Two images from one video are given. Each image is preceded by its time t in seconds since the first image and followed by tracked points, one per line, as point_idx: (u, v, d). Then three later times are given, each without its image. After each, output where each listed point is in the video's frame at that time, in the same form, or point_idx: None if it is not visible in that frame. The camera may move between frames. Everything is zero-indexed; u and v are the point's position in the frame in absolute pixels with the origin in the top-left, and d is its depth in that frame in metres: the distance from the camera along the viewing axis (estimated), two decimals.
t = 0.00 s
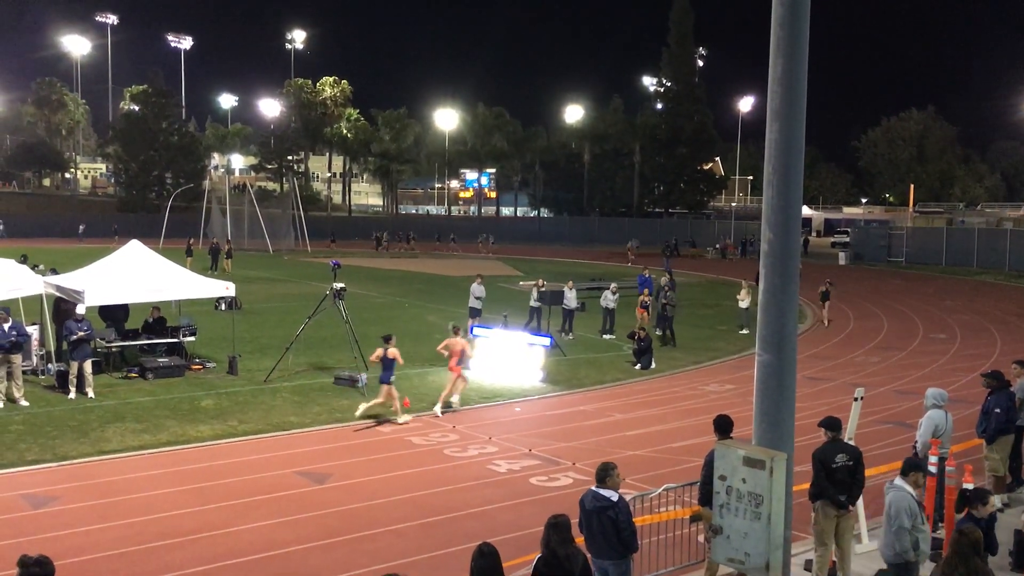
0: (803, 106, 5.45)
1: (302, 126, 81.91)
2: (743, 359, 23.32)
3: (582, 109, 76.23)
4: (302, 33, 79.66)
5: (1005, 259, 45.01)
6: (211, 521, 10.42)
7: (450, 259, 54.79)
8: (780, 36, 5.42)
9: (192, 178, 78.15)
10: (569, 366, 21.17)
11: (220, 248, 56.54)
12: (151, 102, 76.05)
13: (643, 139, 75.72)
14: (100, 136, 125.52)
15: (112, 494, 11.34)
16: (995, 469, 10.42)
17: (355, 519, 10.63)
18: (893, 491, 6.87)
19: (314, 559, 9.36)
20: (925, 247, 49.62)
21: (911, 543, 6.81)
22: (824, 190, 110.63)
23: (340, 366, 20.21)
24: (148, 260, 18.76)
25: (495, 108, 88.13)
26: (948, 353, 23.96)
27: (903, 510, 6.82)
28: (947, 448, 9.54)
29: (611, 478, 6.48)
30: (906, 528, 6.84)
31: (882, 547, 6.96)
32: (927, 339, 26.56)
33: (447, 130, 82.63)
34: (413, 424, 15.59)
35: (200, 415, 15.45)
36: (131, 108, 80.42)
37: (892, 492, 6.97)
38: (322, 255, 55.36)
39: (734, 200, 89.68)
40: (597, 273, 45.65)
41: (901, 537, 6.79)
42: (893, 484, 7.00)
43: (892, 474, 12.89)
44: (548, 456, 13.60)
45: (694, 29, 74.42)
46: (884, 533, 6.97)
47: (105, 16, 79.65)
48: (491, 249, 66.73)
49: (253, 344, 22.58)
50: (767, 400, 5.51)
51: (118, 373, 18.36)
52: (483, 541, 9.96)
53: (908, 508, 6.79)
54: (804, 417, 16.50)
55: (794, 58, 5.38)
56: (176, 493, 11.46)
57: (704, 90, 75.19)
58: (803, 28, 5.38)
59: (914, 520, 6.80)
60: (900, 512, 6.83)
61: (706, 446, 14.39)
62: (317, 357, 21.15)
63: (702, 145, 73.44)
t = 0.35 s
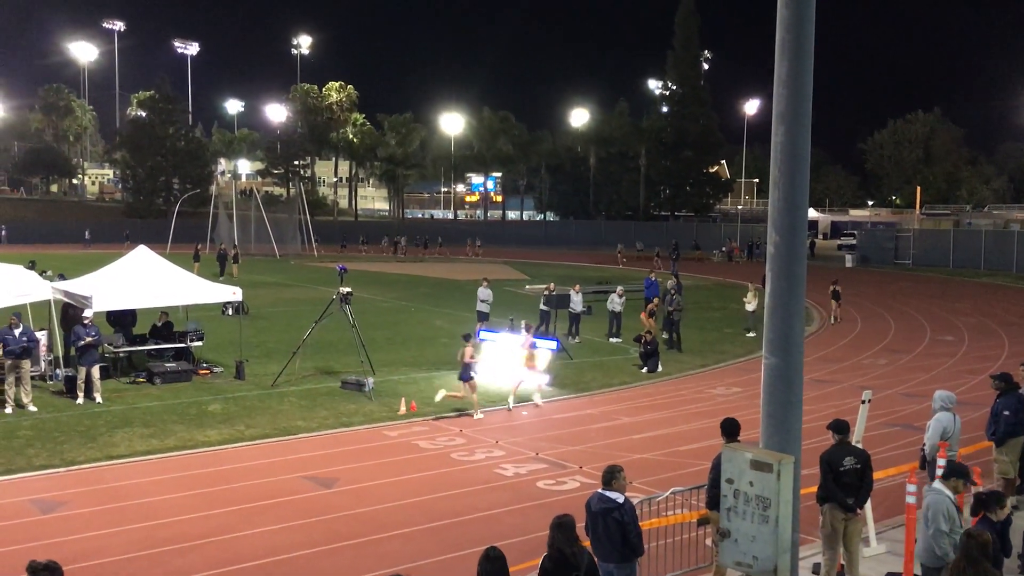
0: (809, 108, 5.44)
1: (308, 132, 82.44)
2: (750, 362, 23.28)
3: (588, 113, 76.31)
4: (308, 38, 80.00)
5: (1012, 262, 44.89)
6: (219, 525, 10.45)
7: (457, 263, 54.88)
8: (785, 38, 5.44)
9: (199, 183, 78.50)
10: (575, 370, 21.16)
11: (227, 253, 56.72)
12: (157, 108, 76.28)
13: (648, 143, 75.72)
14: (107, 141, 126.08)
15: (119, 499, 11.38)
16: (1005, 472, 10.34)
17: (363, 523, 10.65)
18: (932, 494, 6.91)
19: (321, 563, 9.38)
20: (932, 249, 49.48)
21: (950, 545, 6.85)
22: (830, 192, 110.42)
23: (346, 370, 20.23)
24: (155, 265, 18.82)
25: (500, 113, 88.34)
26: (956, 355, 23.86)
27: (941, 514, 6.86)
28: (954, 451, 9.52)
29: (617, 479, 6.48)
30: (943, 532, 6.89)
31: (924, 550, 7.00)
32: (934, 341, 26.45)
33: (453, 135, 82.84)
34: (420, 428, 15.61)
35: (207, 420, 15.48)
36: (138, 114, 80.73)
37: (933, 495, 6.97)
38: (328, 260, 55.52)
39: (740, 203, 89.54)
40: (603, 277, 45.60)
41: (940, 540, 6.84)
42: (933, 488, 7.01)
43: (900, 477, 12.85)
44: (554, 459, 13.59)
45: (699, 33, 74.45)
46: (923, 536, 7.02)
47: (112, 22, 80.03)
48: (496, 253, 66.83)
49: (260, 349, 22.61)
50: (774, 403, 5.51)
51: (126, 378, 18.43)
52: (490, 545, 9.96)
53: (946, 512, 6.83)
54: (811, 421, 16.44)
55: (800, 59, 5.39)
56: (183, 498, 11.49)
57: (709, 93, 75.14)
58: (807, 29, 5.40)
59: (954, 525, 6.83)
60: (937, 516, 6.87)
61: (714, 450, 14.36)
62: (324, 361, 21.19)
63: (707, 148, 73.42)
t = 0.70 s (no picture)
0: (816, 114, 5.44)
1: (316, 140, 82.80)
2: (759, 367, 23.21)
3: (595, 119, 76.32)
4: (316, 48, 80.38)
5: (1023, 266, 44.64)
6: (230, 533, 10.47)
7: (465, 271, 54.92)
8: (792, 43, 5.43)
9: (208, 193, 78.90)
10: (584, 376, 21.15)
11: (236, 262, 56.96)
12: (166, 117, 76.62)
13: (656, 149, 75.78)
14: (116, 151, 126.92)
15: (131, 508, 11.42)
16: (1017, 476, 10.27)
17: (373, 531, 10.64)
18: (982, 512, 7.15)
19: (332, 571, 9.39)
20: (941, 253, 49.27)
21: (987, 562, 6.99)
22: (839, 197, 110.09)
23: (356, 378, 20.27)
24: (166, 274, 18.90)
25: (508, 119, 88.53)
26: (967, 360, 23.76)
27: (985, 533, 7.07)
28: (966, 456, 9.47)
29: (625, 486, 6.49)
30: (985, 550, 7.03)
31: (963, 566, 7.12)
32: (945, 345, 26.32)
33: (461, 142, 82.98)
34: (430, 435, 15.63)
35: (217, 429, 15.53)
36: (147, 124, 81.20)
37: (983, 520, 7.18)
38: (337, 268, 55.69)
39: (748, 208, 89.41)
40: (611, 283, 45.58)
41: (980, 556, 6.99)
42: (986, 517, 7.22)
43: (911, 482, 12.79)
44: (564, 466, 13.58)
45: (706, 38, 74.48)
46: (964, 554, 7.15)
47: (121, 34, 80.61)
48: (505, 260, 66.96)
49: (270, 357, 22.68)
50: (782, 408, 5.50)
51: (137, 387, 18.51)
52: (499, 552, 9.95)
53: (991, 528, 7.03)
54: (821, 426, 16.39)
55: (806, 66, 5.39)
56: (194, 506, 11.52)
57: (717, 99, 75.12)
58: (814, 33, 5.40)
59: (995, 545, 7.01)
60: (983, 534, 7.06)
61: (724, 455, 14.33)
62: (333, 369, 21.24)
63: (715, 153, 73.40)
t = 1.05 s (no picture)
0: (822, 118, 5.43)
1: (321, 145, 83.01)
2: (766, 372, 23.15)
3: (599, 124, 76.38)
4: (320, 53, 80.63)
5: None
6: (235, 539, 10.46)
7: (470, 275, 54.96)
8: (796, 49, 5.43)
9: (213, 198, 79.06)
10: (589, 380, 21.12)
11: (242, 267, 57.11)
12: (171, 123, 76.88)
13: (660, 153, 75.90)
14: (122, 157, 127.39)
15: (137, 514, 11.42)
16: None
17: (379, 537, 10.63)
18: None
19: None
20: (947, 256, 49.13)
21: None
22: (845, 201, 109.91)
23: (361, 383, 20.27)
24: (171, 280, 18.91)
25: (512, 124, 88.81)
26: (973, 363, 23.69)
27: None
28: (974, 460, 9.42)
29: (630, 491, 6.47)
30: None
31: None
32: (952, 349, 26.24)
33: (465, 147, 83.14)
34: (435, 440, 15.63)
35: (223, 434, 15.54)
36: (153, 130, 81.47)
37: None
38: (341, 273, 55.79)
39: (753, 211, 89.35)
40: (616, 287, 45.58)
41: None
42: None
43: (919, 486, 12.74)
44: (570, 471, 13.55)
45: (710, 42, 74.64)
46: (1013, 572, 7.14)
47: (126, 40, 80.96)
48: (509, 265, 66.99)
49: (275, 362, 22.70)
50: (790, 412, 5.48)
51: (142, 393, 18.53)
52: (503, 557, 9.91)
53: None
54: (828, 430, 16.34)
55: (810, 71, 5.39)
56: (200, 512, 11.52)
57: (721, 103, 75.20)
58: (819, 37, 5.40)
59: None
60: None
61: (730, 460, 14.29)
62: (338, 374, 21.24)
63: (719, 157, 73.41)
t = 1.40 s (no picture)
0: (826, 119, 5.43)
1: (325, 148, 83.04)
2: (770, 373, 23.13)
3: (603, 126, 76.30)
4: (324, 56, 80.74)
5: None
6: (240, 542, 10.49)
7: (475, 277, 54.93)
8: (801, 52, 5.44)
9: (218, 202, 79.20)
10: (594, 383, 21.12)
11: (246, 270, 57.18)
12: (176, 127, 77.09)
13: (664, 154, 75.87)
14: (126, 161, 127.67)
15: (144, 516, 11.48)
16: None
17: (385, 539, 10.66)
18: None
19: None
20: (953, 257, 49.03)
21: None
22: (849, 202, 109.69)
23: (365, 386, 20.28)
24: (176, 283, 18.96)
25: (516, 126, 88.91)
26: (979, 364, 23.61)
27: None
28: (979, 461, 9.41)
29: (640, 492, 6.50)
30: None
31: None
32: (957, 350, 26.15)
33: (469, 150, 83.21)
34: (440, 442, 15.64)
35: (228, 437, 15.58)
36: (157, 134, 81.65)
37: None
38: (346, 275, 55.87)
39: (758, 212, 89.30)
40: (621, 289, 45.56)
41: None
42: None
43: (924, 487, 12.72)
44: (575, 473, 13.55)
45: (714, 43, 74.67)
46: None
47: (130, 44, 81.17)
48: (512, 267, 66.93)
49: (280, 365, 22.72)
50: (794, 414, 5.48)
51: (148, 396, 18.59)
52: (507, 560, 9.91)
53: None
54: (833, 431, 16.31)
55: (814, 73, 5.39)
56: (206, 515, 11.57)
57: (726, 105, 75.15)
58: (823, 40, 5.41)
59: None
60: None
61: (736, 461, 14.29)
62: (343, 377, 21.25)
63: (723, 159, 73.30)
